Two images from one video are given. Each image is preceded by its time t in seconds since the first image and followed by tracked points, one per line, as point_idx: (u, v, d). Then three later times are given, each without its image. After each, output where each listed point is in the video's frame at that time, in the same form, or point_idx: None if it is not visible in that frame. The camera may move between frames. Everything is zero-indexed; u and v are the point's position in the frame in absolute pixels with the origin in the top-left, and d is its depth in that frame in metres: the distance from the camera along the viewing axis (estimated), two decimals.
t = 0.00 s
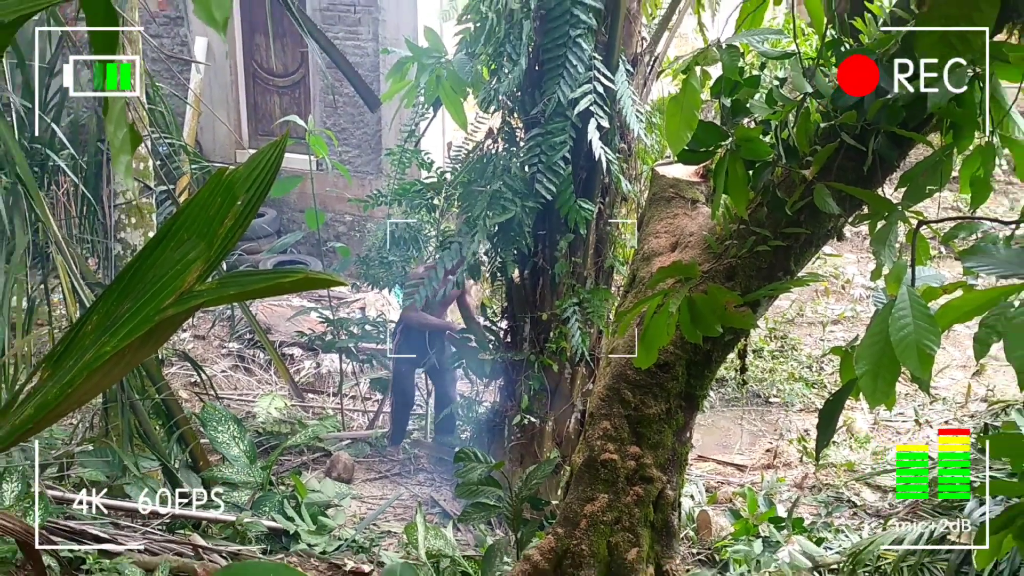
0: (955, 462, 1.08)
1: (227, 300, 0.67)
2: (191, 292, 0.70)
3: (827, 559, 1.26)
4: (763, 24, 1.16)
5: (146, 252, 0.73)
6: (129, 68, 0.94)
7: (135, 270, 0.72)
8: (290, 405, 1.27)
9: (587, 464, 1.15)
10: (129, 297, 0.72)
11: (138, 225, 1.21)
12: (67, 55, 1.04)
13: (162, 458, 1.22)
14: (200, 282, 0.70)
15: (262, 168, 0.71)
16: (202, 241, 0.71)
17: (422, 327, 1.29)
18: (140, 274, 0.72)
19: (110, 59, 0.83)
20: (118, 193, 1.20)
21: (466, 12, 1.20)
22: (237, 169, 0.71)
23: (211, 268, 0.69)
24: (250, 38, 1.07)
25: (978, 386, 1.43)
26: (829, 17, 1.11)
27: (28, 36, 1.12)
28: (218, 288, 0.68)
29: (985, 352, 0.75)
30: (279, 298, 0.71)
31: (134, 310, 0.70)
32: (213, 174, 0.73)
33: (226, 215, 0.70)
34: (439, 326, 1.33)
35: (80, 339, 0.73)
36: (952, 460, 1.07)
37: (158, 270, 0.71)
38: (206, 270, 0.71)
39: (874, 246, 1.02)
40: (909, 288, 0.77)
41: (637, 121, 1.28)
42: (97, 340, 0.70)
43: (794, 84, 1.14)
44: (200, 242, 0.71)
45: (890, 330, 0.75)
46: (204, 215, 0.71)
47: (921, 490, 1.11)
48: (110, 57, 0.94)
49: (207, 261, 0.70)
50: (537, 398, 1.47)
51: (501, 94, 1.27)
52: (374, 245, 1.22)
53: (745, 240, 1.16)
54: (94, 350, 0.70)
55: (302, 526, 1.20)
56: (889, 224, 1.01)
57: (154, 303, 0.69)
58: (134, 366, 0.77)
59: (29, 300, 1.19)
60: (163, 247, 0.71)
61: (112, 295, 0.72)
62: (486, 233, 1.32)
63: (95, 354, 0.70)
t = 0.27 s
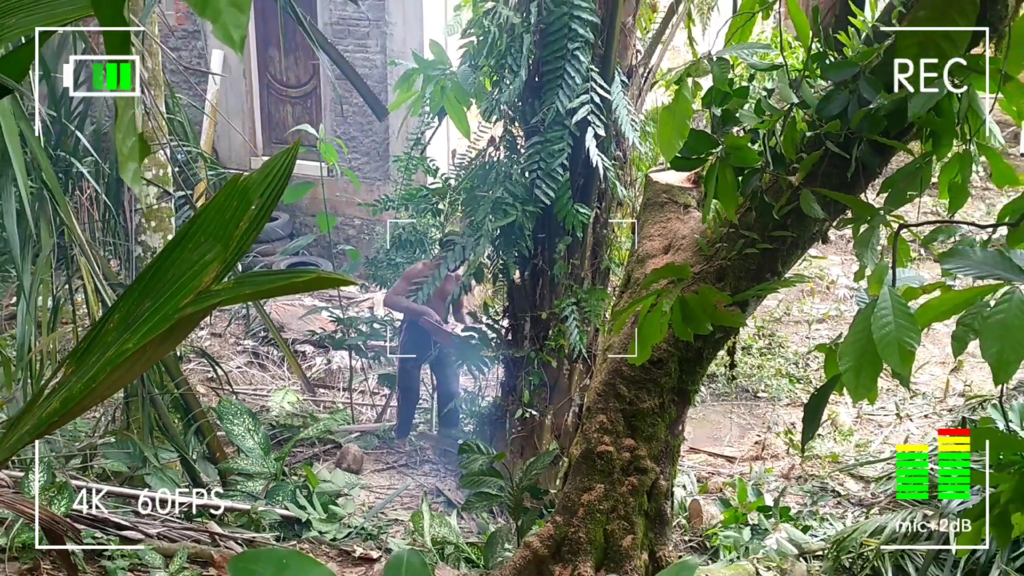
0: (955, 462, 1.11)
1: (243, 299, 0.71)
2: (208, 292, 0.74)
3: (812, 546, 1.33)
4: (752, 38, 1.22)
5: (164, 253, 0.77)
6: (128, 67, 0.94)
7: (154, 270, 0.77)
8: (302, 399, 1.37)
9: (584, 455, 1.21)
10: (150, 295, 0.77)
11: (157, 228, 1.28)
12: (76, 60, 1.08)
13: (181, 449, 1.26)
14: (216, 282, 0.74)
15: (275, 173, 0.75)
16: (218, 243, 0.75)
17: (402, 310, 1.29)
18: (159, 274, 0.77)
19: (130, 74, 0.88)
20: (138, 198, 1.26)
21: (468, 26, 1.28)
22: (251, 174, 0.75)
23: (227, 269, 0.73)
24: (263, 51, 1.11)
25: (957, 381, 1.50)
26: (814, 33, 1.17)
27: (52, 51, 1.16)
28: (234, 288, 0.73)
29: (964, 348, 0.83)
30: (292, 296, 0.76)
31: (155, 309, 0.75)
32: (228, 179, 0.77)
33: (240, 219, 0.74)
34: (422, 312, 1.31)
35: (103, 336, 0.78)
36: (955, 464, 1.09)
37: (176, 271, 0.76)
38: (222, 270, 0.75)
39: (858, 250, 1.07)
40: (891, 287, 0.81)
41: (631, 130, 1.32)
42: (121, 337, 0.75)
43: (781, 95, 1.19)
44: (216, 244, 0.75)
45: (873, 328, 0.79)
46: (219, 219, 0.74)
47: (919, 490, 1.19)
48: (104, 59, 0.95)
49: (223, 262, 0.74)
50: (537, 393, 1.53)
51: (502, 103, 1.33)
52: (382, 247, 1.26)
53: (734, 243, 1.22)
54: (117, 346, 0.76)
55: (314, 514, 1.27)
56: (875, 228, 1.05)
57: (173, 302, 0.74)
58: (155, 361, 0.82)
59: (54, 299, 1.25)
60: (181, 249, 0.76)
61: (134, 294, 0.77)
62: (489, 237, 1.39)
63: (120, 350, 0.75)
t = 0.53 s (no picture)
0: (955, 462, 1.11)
1: (244, 300, 0.72)
2: (209, 292, 0.74)
3: (813, 546, 1.34)
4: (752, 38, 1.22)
5: (165, 254, 0.77)
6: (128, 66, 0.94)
7: (155, 271, 0.77)
8: (303, 399, 1.37)
9: (585, 455, 1.21)
10: (151, 295, 0.77)
11: (157, 228, 1.29)
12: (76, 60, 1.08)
13: (181, 449, 1.25)
14: (218, 282, 0.74)
15: (276, 174, 0.75)
16: (219, 243, 0.75)
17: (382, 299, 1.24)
18: (160, 274, 0.77)
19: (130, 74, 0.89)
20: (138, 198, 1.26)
21: (469, 26, 1.27)
22: (253, 174, 0.75)
23: (228, 270, 0.74)
24: (263, 52, 1.11)
25: (957, 381, 1.50)
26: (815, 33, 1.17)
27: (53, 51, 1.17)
28: (235, 289, 0.73)
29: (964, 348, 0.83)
30: (292, 296, 0.76)
31: (156, 310, 0.75)
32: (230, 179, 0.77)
33: (242, 220, 0.74)
34: (401, 302, 1.27)
35: (104, 336, 0.79)
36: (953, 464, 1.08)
37: (178, 271, 0.76)
38: (224, 270, 0.75)
39: (859, 250, 1.07)
40: (892, 287, 0.81)
41: (632, 130, 1.31)
42: (122, 337, 0.75)
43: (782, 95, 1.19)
44: (218, 245, 0.75)
45: (872, 328, 0.79)
46: (221, 220, 0.74)
47: (919, 490, 1.19)
48: (104, 60, 0.95)
49: (225, 263, 0.74)
50: (537, 393, 1.53)
51: (503, 103, 1.33)
52: (382, 247, 1.27)
53: (735, 243, 1.22)
54: (118, 346, 0.76)
55: (314, 514, 1.27)
56: (874, 229, 1.06)
57: (174, 303, 0.74)
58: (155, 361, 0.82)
59: (54, 299, 1.25)
60: (182, 249, 0.76)
61: (135, 294, 0.78)
62: (490, 238, 1.40)
63: (121, 351, 0.75)
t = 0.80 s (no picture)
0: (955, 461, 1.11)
1: (245, 300, 0.72)
2: (209, 292, 0.74)
3: (813, 546, 1.34)
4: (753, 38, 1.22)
5: (165, 253, 0.77)
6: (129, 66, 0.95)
7: (156, 271, 0.77)
8: (302, 398, 1.35)
9: (585, 455, 1.21)
10: (151, 295, 0.77)
11: (158, 228, 1.29)
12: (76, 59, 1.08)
13: (182, 449, 1.25)
14: (219, 282, 0.74)
15: (277, 174, 0.75)
16: (219, 243, 0.76)
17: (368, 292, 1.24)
18: (161, 274, 0.77)
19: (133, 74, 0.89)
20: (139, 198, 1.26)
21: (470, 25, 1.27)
22: (253, 174, 0.75)
23: (229, 270, 0.74)
24: (264, 50, 1.09)
25: (958, 382, 1.50)
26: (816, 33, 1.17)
27: (54, 52, 1.18)
28: (236, 289, 0.73)
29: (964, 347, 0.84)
30: (293, 296, 0.76)
31: (156, 310, 0.75)
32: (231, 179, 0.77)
33: (242, 220, 0.74)
34: (388, 298, 1.26)
35: (105, 336, 0.78)
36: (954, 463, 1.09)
37: (178, 271, 0.76)
38: (224, 270, 0.75)
39: (860, 250, 1.08)
40: (893, 287, 0.81)
41: (633, 129, 1.31)
42: (123, 337, 0.75)
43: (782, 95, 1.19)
44: (218, 244, 0.75)
45: (872, 328, 0.79)
46: (221, 220, 0.75)
47: (919, 490, 1.19)
48: (104, 60, 0.96)
49: (226, 263, 0.74)
50: (538, 393, 1.53)
51: (504, 103, 1.34)
52: (382, 247, 1.28)
53: (736, 243, 1.22)
54: (119, 346, 0.76)
55: (315, 513, 1.27)
56: (875, 229, 1.06)
57: (174, 303, 0.74)
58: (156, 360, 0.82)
59: (55, 299, 1.25)
60: (183, 249, 0.76)
61: (135, 294, 0.78)
62: (490, 238, 1.40)
63: (122, 350, 0.75)
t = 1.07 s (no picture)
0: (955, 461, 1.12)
1: (246, 300, 0.72)
2: (209, 292, 0.75)
3: (814, 546, 1.34)
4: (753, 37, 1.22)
5: (166, 253, 0.77)
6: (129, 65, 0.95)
7: (156, 270, 0.77)
8: (303, 398, 1.37)
9: (586, 455, 1.21)
10: (152, 295, 0.77)
11: (159, 228, 1.28)
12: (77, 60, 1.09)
13: (183, 448, 1.25)
14: (219, 281, 0.74)
15: (277, 173, 0.75)
16: (220, 243, 0.76)
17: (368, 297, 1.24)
18: (161, 274, 0.77)
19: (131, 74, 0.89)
20: (139, 198, 1.26)
21: (470, 25, 1.28)
22: (253, 174, 0.75)
23: (230, 270, 0.74)
24: (266, 50, 1.09)
25: (958, 382, 1.50)
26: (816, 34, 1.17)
27: (55, 52, 1.19)
28: (237, 289, 0.73)
29: (964, 346, 0.84)
30: (294, 296, 0.76)
31: (157, 310, 0.75)
32: (231, 179, 0.77)
33: (242, 219, 0.74)
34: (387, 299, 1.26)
35: (105, 336, 0.79)
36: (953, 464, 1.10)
37: (179, 270, 0.76)
38: (225, 270, 0.75)
39: (860, 250, 1.08)
40: (893, 286, 0.81)
41: (634, 129, 1.31)
42: (123, 337, 0.75)
43: (783, 95, 1.19)
44: (219, 244, 0.75)
45: (873, 328, 0.79)
46: (222, 219, 0.75)
47: (920, 489, 1.20)
48: (105, 60, 0.96)
49: (226, 262, 0.74)
50: (538, 393, 1.53)
51: (504, 103, 1.33)
52: (383, 247, 1.28)
53: (736, 243, 1.22)
54: (119, 346, 0.76)
55: (315, 513, 1.27)
56: (875, 227, 1.07)
57: (175, 302, 0.74)
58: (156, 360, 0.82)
59: (55, 298, 1.25)
60: (183, 249, 0.76)
61: (135, 294, 0.78)
62: (490, 238, 1.39)
63: (123, 350, 0.75)
